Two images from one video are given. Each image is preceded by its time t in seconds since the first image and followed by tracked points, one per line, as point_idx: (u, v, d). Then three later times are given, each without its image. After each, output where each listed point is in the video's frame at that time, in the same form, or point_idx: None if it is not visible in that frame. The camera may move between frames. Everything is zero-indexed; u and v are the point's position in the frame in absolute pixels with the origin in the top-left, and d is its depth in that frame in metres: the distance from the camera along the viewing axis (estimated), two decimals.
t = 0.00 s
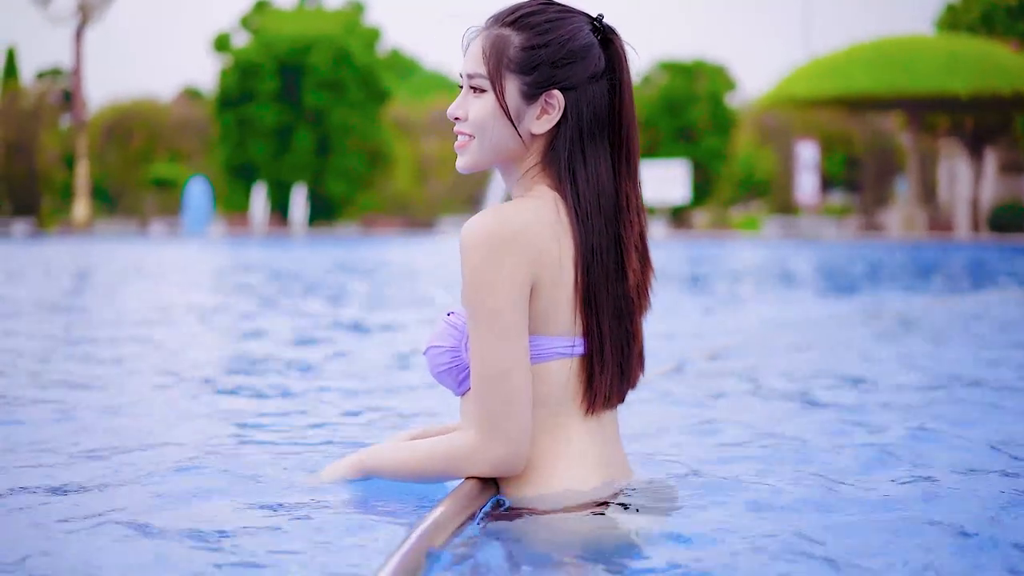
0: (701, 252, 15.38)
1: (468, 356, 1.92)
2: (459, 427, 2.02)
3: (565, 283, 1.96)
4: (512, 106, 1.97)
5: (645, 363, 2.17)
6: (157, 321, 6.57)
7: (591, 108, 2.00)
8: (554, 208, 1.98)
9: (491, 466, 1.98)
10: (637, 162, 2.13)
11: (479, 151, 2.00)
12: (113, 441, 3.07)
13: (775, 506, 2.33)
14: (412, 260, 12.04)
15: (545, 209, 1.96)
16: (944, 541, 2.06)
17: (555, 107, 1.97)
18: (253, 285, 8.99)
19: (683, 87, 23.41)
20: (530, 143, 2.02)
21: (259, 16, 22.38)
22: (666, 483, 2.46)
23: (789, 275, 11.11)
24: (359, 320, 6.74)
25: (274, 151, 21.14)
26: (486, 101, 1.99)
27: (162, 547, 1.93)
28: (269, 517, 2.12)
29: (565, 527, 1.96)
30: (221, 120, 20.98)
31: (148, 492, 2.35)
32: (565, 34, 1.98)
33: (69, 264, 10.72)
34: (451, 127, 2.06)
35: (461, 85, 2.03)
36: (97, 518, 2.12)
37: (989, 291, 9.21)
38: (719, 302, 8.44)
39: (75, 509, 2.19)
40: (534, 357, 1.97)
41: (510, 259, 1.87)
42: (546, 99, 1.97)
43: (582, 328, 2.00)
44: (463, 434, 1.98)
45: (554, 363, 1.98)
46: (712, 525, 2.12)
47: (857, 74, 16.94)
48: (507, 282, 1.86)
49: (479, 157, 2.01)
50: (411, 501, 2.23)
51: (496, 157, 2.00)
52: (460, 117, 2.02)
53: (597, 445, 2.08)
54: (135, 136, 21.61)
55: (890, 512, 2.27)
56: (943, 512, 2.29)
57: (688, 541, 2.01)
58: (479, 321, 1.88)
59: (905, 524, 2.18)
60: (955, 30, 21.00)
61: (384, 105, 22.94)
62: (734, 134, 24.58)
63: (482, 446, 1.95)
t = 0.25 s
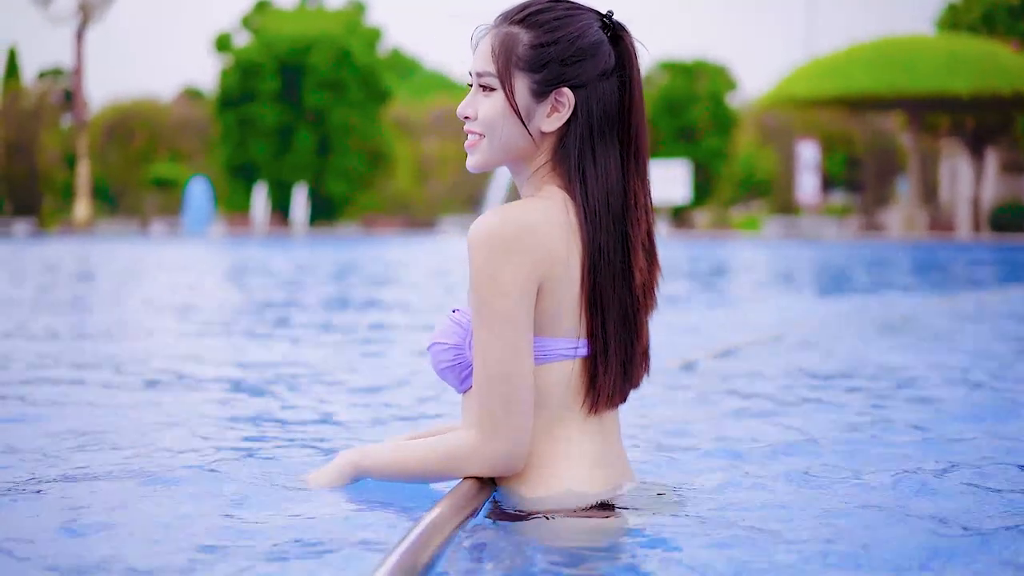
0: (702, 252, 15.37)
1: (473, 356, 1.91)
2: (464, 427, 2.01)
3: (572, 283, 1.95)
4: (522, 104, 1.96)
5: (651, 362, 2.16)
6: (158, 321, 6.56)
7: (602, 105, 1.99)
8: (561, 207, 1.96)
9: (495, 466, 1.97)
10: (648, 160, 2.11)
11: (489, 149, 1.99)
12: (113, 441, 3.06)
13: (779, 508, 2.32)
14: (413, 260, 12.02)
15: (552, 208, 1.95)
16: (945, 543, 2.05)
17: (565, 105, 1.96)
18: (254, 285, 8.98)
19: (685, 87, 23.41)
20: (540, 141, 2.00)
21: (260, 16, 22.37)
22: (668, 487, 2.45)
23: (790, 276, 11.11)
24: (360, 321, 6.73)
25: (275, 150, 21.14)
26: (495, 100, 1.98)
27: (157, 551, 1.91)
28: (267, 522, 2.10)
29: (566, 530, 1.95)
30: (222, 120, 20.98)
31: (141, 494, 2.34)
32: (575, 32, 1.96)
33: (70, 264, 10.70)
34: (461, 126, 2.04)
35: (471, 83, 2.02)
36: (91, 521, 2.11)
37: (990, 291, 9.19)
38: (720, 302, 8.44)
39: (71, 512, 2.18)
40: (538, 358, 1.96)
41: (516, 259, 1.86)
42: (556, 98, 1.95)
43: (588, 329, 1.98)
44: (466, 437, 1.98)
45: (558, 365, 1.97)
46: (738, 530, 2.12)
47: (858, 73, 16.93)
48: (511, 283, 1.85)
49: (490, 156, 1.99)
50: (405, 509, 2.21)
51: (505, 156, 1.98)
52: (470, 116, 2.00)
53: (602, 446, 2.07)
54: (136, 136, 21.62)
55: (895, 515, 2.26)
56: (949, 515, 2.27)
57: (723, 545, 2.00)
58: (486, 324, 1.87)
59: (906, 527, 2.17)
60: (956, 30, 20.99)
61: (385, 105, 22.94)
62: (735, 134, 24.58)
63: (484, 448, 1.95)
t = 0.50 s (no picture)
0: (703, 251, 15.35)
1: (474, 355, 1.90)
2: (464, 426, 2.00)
3: (575, 281, 1.94)
4: (529, 102, 1.95)
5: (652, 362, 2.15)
6: (158, 321, 6.55)
7: (608, 102, 1.98)
8: (566, 206, 1.95)
9: (494, 464, 1.96)
10: (655, 158, 2.09)
11: (496, 148, 1.98)
12: (112, 441, 3.06)
13: (781, 509, 2.31)
14: (413, 260, 11.98)
15: (555, 207, 1.94)
16: (950, 544, 2.05)
17: (572, 104, 1.95)
18: (256, 285, 8.98)
19: (686, 87, 23.42)
20: (547, 140, 1.99)
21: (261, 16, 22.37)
22: (667, 489, 2.44)
23: (791, 275, 11.10)
24: (360, 320, 6.72)
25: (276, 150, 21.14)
26: (502, 98, 1.97)
27: (153, 552, 1.91)
28: (266, 522, 2.09)
29: (566, 530, 1.94)
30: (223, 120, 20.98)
31: (143, 494, 2.34)
32: (583, 29, 1.95)
33: (71, 265, 10.69)
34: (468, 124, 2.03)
35: (478, 83, 2.01)
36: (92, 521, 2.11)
37: (992, 291, 9.14)
38: (720, 302, 8.43)
39: (69, 512, 2.18)
40: (539, 359, 1.95)
41: (520, 256, 1.85)
42: (563, 95, 1.94)
43: (589, 328, 1.97)
44: (460, 436, 1.97)
45: (559, 365, 1.96)
46: (750, 531, 2.12)
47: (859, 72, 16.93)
48: (513, 283, 1.84)
49: (497, 154, 1.98)
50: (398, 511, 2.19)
51: (512, 154, 1.98)
52: (477, 115, 1.99)
53: (602, 445, 2.06)
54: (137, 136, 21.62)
55: (899, 516, 2.26)
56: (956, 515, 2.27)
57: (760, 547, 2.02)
58: (489, 322, 1.86)
59: (910, 527, 2.17)
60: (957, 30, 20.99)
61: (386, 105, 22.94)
62: (736, 135, 24.58)
63: (484, 447, 1.94)
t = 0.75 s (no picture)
0: (705, 251, 15.35)
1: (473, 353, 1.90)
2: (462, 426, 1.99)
3: (576, 282, 1.93)
4: (530, 101, 1.94)
5: (653, 361, 2.15)
6: (159, 321, 6.54)
7: (611, 101, 1.97)
8: (567, 206, 1.95)
9: (493, 461, 1.96)
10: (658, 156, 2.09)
11: (499, 148, 1.98)
12: (109, 442, 3.05)
13: (781, 509, 2.31)
14: (415, 260, 11.97)
15: (557, 205, 1.94)
16: (955, 545, 2.05)
17: (575, 102, 1.94)
18: (255, 285, 8.97)
19: (687, 86, 23.45)
20: (550, 139, 1.98)
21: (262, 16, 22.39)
22: (662, 490, 2.43)
23: (792, 275, 11.11)
24: (360, 320, 6.73)
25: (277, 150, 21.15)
26: (504, 97, 1.97)
27: (150, 552, 1.90)
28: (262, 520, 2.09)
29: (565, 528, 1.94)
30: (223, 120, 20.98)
31: (140, 493, 2.33)
32: (584, 26, 1.95)
33: (71, 264, 10.68)
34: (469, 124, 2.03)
35: (481, 82, 2.01)
36: (85, 520, 2.10)
37: (993, 291, 9.11)
38: (720, 302, 8.44)
39: (65, 511, 2.17)
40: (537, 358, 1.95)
41: (521, 255, 1.85)
42: (565, 94, 1.94)
43: (589, 328, 1.97)
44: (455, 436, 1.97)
45: (557, 365, 1.96)
46: (743, 531, 2.12)
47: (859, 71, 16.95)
48: (513, 284, 1.85)
49: (500, 154, 1.98)
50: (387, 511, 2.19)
51: (514, 155, 1.98)
52: (479, 115, 1.99)
53: (601, 444, 2.06)
54: (137, 136, 21.63)
55: (900, 517, 2.26)
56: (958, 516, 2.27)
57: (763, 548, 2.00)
58: (489, 323, 1.86)
59: (912, 529, 2.16)
60: (958, 29, 21.01)
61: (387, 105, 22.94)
62: (737, 135, 24.59)
63: (481, 448, 1.94)
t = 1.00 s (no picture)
0: (706, 251, 15.35)
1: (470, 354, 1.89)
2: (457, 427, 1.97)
3: (576, 282, 1.92)
4: (529, 101, 1.93)
5: (652, 360, 2.14)
6: (159, 321, 6.54)
7: (611, 99, 1.96)
8: (567, 207, 1.94)
9: (490, 463, 1.95)
10: (659, 154, 2.08)
11: (498, 149, 1.97)
12: (104, 442, 3.04)
13: (778, 511, 2.31)
14: (415, 259, 11.98)
15: (556, 206, 1.92)
16: (953, 546, 2.05)
17: (574, 101, 1.93)
18: (255, 285, 8.97)
19: (687, 86, 23.48)
20: (550, 138, 1.97)
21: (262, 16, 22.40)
22: (653, 489, 2.43)
23: (792, 275, 11.12)
24: (360, 320, 6.73)
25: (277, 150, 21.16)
26: (503, 97, 1.95)
27: (139, 555, 1.89)
28: (253, 521, 2.08)
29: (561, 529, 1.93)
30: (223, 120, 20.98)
31: (132, 495, 2.32)
32: (582, 24, 1.93)
33: (72, 264, 10.67)
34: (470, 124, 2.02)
35: (480, 81, 1.99)
36: (75, 522, 2.09)
37: (992, 291, 9.13)
38: (720, 302, 8.44)
39: (55, 512, 2.16)
40: (534, 358, 1.94)
41: (520, 255, 1.84)
42: (564, 93, 1.92)
43: (588, 327, 1.96)
44: (448, 436, 1.95)
45: (555, 366, 1.95)
46: (735, 532, 2.11)
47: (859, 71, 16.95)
48: (511, 285, 1.84)
49: (500, 154, 1.97)
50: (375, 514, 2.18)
51: (514, 154, 1.96)
52: (479, 115, 1.98)
53: (598, 445, 2.05)
54: (138, 136, 21.63)
55: (896, 518, 2.26)
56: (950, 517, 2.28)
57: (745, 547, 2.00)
58: (487, 323, 1.85)
59: (909, 529, 2.16)
60: (958, 29, 21.04)
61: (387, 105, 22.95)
62: (737, 134, 24.60)
63: (478, 450, 1.92)
